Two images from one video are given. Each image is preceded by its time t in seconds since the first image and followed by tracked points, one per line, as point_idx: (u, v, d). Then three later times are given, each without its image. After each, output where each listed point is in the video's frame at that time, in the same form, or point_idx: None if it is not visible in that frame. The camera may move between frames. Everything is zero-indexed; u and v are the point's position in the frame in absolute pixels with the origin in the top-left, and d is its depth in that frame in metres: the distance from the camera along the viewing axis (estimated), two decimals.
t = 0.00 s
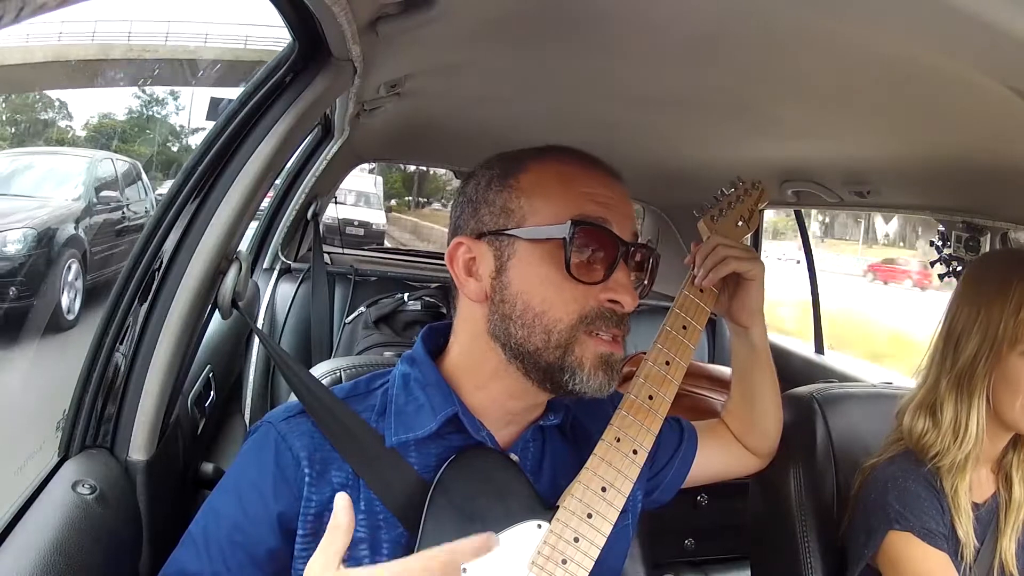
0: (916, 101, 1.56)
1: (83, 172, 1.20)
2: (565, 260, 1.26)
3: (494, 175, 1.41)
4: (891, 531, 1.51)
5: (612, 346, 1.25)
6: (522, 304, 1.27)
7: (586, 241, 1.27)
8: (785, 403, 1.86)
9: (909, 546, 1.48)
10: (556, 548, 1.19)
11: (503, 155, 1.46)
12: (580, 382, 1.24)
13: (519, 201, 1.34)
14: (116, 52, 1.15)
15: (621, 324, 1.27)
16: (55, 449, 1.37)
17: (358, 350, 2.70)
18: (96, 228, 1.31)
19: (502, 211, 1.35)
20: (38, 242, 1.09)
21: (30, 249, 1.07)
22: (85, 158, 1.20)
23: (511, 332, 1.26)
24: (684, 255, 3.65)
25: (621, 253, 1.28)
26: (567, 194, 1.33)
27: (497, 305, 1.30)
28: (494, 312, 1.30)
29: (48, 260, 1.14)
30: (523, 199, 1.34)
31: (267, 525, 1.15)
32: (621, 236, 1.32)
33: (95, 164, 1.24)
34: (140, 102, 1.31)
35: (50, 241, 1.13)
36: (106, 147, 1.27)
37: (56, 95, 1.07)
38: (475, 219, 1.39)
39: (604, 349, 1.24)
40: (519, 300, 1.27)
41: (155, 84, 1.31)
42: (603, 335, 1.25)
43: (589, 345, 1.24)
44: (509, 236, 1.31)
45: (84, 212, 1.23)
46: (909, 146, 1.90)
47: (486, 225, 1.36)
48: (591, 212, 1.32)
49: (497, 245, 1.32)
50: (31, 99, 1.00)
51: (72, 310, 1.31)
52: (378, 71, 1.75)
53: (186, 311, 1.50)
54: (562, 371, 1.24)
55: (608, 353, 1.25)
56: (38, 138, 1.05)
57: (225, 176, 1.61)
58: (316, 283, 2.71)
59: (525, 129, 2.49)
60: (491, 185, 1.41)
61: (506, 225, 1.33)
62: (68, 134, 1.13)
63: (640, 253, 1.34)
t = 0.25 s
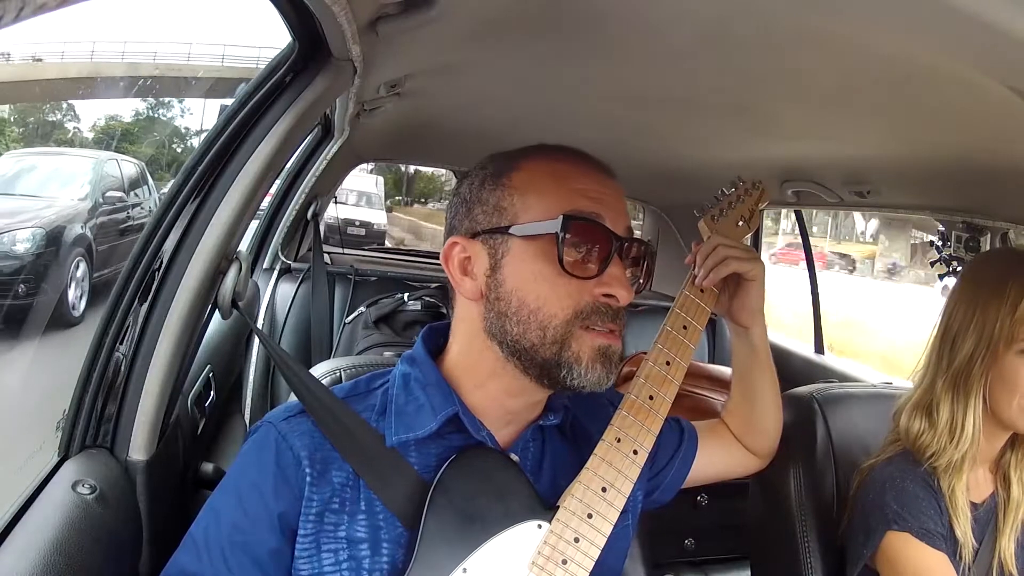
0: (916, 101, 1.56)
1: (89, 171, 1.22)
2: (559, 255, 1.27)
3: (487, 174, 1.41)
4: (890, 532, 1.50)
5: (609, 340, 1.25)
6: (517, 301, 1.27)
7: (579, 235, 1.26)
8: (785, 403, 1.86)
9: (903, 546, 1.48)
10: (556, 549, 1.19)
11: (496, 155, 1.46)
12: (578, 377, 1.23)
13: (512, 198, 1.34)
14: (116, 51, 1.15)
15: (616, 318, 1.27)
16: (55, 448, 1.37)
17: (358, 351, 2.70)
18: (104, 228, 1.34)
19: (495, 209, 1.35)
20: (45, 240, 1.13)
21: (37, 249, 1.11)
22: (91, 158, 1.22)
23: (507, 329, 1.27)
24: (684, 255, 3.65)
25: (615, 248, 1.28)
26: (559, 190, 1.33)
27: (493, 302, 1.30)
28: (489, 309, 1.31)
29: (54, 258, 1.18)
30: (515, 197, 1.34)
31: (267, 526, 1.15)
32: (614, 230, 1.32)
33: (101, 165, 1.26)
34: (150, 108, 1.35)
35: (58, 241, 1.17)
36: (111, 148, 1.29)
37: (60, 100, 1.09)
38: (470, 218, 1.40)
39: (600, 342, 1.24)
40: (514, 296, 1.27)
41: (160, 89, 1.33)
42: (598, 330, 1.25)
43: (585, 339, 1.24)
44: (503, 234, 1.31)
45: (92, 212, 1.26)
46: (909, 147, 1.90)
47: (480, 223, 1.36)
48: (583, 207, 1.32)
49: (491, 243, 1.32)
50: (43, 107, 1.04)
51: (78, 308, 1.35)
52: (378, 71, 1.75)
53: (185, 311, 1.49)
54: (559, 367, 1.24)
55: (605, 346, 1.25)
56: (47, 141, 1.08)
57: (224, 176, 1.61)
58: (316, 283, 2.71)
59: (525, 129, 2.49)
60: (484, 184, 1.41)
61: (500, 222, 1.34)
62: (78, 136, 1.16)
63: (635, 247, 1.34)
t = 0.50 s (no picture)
0: (916, 101, 1.56)
1: (95, 170, 1.24)
2: (576, 268, 1.27)
3: (502, 176, 1.40)
4: (891, 531, 1.51)
5: (618, 356, 1.27)
6: (531, 311, 1.27)
7: (599, 250, 1.27)
8: (785, 403, 1.86)
9: (912, 545, 1.48)
10: (553, 548, 1.19)
11: (509, 155, 1.44)
12: (587, 391, 1.25)
13: (530, 205, 1.33)
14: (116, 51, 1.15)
15: (629, 333, 1.27)
16: (55, 448, 1.37)
17: (358, 351, 2.70)
18: (111, 223, 1.36)
19: (512, 214, 1.34)
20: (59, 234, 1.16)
21: (47, 247, 1.14)
22: (97, 157, 1.24)
23: (519, 338, 1.27)
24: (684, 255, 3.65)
25: (630, 262, 1.29)
26: (578, 201, 1.33)
27: (505, 310, 1.30)
28: (501, 317, 1.30)
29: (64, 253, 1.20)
30: (534, 204, 1.33)
31: (265, 526, 1.15)
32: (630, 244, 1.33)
33: (106, 165, 1.28)
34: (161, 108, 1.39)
35: (67, 237, 1.18)
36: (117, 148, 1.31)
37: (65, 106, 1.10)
38: (483, 220, 1.38)
39: (611, 358, 1.26)
40: (529, 306, 1.27)
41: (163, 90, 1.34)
42: (610, 344, 1.26)
43: (596, 354, 1.25)
44: (520, 241, 1.30)
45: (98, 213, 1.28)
46: (909, 146, 1.90)
47: (495, 227, 1.35)
48: (602, 220, 1.32)
49: (506, 249, 1.31)
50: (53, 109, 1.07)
51: (84, 305, 1.37)
52: (378, 71, 1.75)
53: (185, 311, 1.49)
54: (569, 378, 1.25)
55: (615, 363, 1.26)
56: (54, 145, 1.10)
57: (224, 176, 1.61)
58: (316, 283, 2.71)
59: (525, 130, 2.49)
60: (499, 186, 1.39)
61: (516, 229, 1.33)
62: (87, 136, 1.19)
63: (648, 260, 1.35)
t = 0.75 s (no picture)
0: (916, 101, 1.56)
1: (98, 178, 1.24)
2: (606, 278, 1.27)
3: (524, 179, 1.36)
4: (886, 535, 1.51)
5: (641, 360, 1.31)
6: (564, 320, 1.26)
7: (637, 260, 1.29)
8: (785, 403, 1.86)
9: (907, 547, 1.49)
10: (554, 548, 1.19)
11: (522, 155, 1.40)
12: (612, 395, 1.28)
13: (560, 213, 1.31)
14: (116, 52, 1.15)
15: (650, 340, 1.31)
16: (55, 449, 1.37)
17: (358, 351, 2.70)
18: (113, 227, 1.36)
19: (541, 221, 1.31)
20: (62, 240, 1.16)
21: (52, 250, 1.14)
22: (98, 165, 1.25)
23: (552, 347, 1.25)
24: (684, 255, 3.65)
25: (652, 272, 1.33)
26: (606, 210, 1.32)
27: (535, 319, 1.28)
28: (530, 325, 1.28)
29: (66, 259, 1.21)
30: (564, 212, 1.31)
31: (266, 526, 1.15)
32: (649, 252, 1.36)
33: (108, 171, 1.29)
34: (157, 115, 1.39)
35: (70, 242, 1.19)
36: (115, 154, 1.31)
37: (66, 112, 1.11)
38: (503, 223, 1.34)
39: (636, 364, 1.29)
40: (561, 315, 1.26)
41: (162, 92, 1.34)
42: (637, 352, 1.29)
43: (624, 360, 1.28)
44: (550, 249, 1.28)
45: (101, 219, 1.29)
46: (909, 146, 1.90)
47: (523, 234, 1.31)
48: (629, 230, 1.32)
49: (537, 257, 1.29)
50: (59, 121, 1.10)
51: (86, 309, 1.38)
52: (378, 71, 1.75)
53: (185, 311, 1.49)
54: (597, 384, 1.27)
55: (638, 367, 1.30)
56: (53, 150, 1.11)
57: (224, 176, 1.60)
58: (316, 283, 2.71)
59: (525, 130, 2.49)
60: (521, 190, 1.35)
61: (545, 237, 1.30)
62: (88, 141, 1.20)
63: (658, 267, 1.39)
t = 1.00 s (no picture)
0: (916, 101, 1.56)
1: (100, 170, 1.23)
2: (630, 299, 1.29)
3: (554, 190, 1.34)
4: (894, 535, 1.50)
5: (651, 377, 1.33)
6: (585, 339, 1.27)
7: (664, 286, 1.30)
8: (786, 403, 1.86)
9: (910, 547, 1.48)
10: (557, 550, 1.20)
11: (550, 164, 1.39)
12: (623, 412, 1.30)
13: (589, 229, 1.30)
14: (116, 50, 1.14)
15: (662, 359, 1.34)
16: (55, 448, 1.37)
17: (358, 351, 2.70)
18: (114, 219, 1.35)
19: (570, 236, 1.30)
20: (65, 228, 1.15)
21: (54, 240, 1.14)
22: (102, 158, 1.24)
23: (571, 365, 1.26)
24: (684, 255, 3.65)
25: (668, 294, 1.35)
26: (634, 229, 1.32)
27: (556, 335, 1.27)
28: (551, 341, 1.27)
29: (71, 250, 1.21)
30: (594, 229, 1.30)
31: (270, 529, 1.14)
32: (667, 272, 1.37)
33: (111, 164, 1.28)
34: (162, 106, 1.39)
35: (74, 231, 1.18)
36: (119, 148, 1.31)
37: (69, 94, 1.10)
38: (530, 234, 1.32)
39: (648, 382, 1.32)
40: (583, 334, 1.27)
41: (162, 91, 1.34)
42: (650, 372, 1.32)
43: (638, 377, 1.30)
44: (578, 267, 1.28)
45: (104, 210, 1.29)
46: (909, 147, 1.90)
47: (551, 248, 1.30)
48: (653, 251, 1.33)
49: (565, 273, 1.28)
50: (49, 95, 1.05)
51: (90, 295, 1.38)
52: (378, 71, 1.75)
53: (186, 311, 1.49)
54: (611, 402, 1.29)
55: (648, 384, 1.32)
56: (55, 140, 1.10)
57: (224, 176, 1.60)
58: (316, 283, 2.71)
59: (525, 130, 2.49)
60: (549, 201, 1.33)
61: (573, 253, 1.29)
62: (91, 136, 1.20)
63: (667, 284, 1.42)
